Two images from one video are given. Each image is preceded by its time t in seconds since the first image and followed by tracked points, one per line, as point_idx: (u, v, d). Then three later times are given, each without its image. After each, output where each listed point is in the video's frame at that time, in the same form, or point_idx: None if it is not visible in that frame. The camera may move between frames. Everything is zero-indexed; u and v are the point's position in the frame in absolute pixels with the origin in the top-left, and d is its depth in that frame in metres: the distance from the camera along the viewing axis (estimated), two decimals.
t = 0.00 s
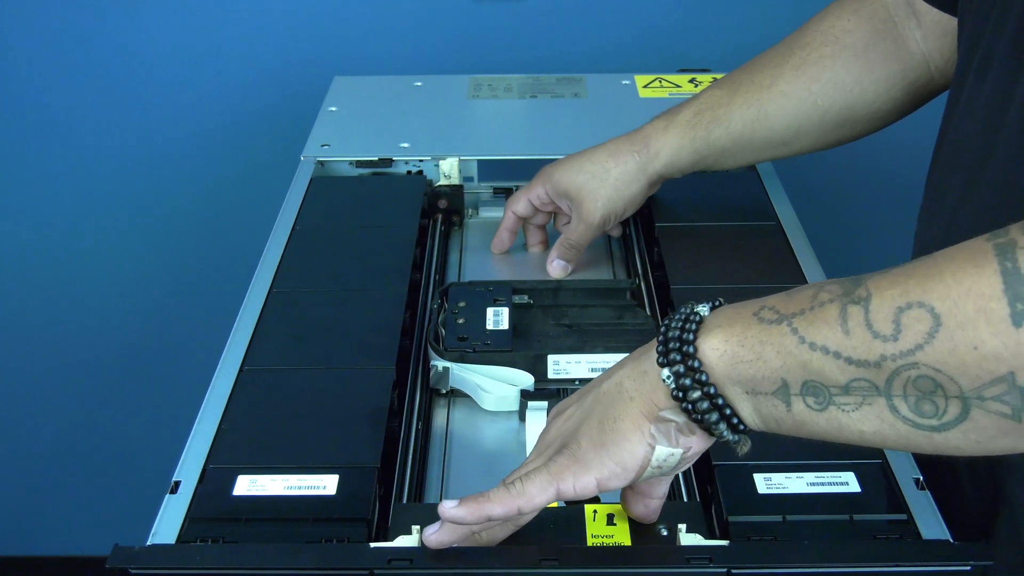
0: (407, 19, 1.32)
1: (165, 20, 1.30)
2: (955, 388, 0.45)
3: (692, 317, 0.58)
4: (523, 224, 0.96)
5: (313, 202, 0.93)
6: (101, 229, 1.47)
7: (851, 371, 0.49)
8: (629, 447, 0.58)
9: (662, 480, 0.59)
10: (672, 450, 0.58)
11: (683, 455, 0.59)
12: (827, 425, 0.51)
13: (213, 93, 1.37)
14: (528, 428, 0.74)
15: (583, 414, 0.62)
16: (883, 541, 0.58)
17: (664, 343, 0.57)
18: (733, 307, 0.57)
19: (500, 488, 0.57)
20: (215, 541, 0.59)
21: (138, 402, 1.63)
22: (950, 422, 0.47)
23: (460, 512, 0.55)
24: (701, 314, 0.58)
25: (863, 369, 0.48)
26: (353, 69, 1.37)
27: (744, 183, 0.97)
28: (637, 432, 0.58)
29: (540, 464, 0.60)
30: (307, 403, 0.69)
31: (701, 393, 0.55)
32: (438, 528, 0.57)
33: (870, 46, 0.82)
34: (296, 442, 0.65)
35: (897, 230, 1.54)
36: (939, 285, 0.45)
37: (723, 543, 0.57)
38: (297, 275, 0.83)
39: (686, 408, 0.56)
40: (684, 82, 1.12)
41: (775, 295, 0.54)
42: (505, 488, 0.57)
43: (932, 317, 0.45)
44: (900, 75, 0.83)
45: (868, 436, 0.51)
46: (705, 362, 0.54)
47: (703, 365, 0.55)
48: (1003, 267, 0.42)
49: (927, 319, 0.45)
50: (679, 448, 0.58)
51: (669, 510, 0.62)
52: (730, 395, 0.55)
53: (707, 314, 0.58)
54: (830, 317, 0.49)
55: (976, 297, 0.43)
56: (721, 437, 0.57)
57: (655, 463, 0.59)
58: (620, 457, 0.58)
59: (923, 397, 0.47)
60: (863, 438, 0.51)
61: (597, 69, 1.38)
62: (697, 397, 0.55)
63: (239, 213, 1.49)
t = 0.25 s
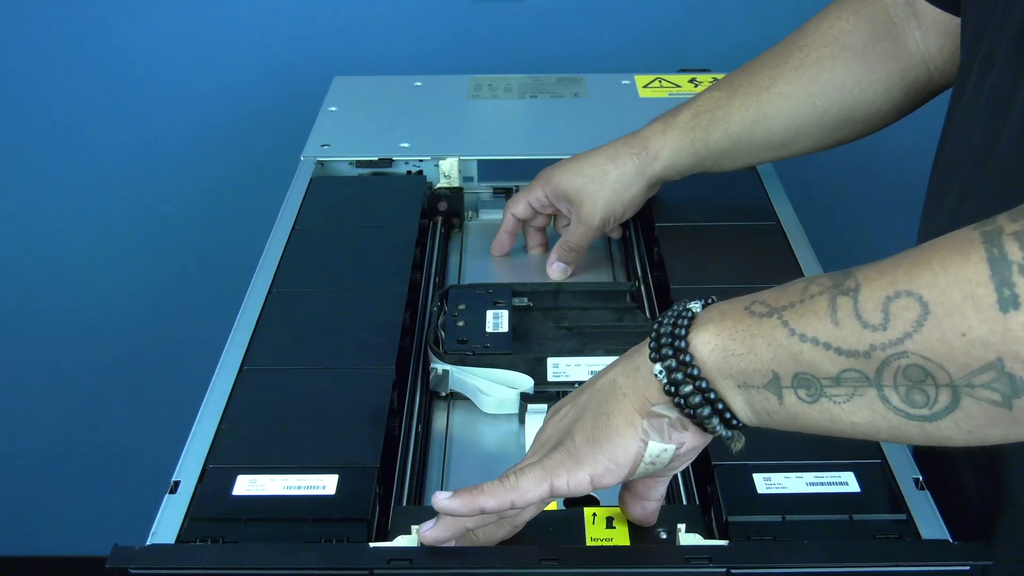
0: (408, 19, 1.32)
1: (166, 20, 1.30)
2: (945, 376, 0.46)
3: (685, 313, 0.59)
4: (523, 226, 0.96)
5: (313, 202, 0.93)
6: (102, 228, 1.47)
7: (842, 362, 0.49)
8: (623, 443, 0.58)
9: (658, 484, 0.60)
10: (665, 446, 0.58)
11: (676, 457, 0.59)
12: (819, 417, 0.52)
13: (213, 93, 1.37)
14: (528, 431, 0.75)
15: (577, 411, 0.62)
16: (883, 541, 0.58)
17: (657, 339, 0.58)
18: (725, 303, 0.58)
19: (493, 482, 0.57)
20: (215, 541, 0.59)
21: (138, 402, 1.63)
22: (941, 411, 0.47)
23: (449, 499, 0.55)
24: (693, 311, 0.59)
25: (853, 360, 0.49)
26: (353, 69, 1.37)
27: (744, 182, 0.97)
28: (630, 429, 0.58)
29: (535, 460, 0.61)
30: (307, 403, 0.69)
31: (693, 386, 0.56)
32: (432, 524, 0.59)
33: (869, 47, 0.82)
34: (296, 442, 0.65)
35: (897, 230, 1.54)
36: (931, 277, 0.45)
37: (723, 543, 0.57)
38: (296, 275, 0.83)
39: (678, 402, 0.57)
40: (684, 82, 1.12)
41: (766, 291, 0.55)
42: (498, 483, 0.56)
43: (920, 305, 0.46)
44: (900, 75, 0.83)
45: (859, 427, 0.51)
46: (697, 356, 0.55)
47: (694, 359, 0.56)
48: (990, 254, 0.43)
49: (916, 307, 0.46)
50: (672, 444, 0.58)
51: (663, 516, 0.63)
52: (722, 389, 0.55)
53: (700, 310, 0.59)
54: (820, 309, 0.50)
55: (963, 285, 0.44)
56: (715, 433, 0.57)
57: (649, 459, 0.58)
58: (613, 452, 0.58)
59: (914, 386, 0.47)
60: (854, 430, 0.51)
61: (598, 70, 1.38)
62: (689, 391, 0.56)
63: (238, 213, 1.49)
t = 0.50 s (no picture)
0: (408, 19, 1.32)
1: (166, 20, 1.30)
2: (926, 355, 0.47)
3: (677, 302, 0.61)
4: (522, 229, 0.96)
5: (313, 202, 0.93)
6: (102, 229, 1.47)
7: (825, 342, 0.50)
8: (612, 428, 0.59)
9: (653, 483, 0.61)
10: (655, 431, 0.59)
11: (665, 454, 0.60)
12: (804, 400, 0.53)
13: (214, 93, 1.37)
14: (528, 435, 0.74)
15: (570, 401, 0.64)
16: (883, 541, 0.58)
17: (648, 325, 0.59)
18: (716, 293, 0.59)
19: (485, 469, 0.58)
20: (215, 541, 0.59)
21: (139, 402, 1.64)
22: (924, 391, 0.48)
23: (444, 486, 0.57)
24: (684, 299, 0.60)
25: (836, 340, 0.50)
26: (353, 69, 1.37)
27: (744, 183, 0.97)
28: (619, 414, 0.59)
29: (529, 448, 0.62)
30: (307, 403, 0.69)
31: (681, 368, 0.57)
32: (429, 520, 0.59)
33: (869, 48, 0.82)
34: (296, 442, 0.65)
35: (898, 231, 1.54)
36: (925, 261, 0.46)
37: (722, 543, 0.57)
38: (296, 275, 0.83)
39: (666, 385, 0.58)
40: (684, 82, 1.12)
41: (756, 280, 0.57)
42: (490, 470, 0.58)
43: (900, 284, 0.47)
44: (900, 75, 0.83)
45: (844, 410, 0.52)
46: (684, 340, 0.57)
47: (682, 343, 0.57)
48: (970, 233, 0.44)
49: (895, 286, 0.47)
50: (661, 429, 0.59)
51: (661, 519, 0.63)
52: (709, 373, 0.57)
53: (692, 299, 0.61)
54: (804, 292, 0.52)
55: (940, 263, 0.45)
56: (704, 421, 0.58)
57: (639, 444, 0.59)
58: (603, 437, 0.59)
59: (896, 366, 0.48)
60: (839, 412, 0.52)
61: (598, 70, 1.38)
62: (676, 373, 0.57)
63: (238, 213, 1.49)
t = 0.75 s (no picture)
0: (408, 19, 1.32)
1: (166, 20, 1.30)
2: (908, 341, 0.48)
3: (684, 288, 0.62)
4: (523, 230, 0.96)
5: (313, 202, 0.93)
6: (101, 229, 1.47)
7: (815, 326, 0.52)
8: (601, 384, 0.62)
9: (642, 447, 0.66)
10: (638, 400, 0.62)
11: (652, 426, 0.64)
12: (797, 381, 0.54)
13: (214, 93, 1.37)
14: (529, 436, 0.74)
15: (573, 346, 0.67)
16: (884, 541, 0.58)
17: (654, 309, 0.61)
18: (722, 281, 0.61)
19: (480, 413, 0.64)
20: (215, 541, 0.59)
21: (139, 402, 1.64)
22: (907, 375, 0.49)
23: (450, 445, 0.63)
24: (691, 285, 0.62)
25: (824, 324, 0.51)
26: (353, 70, 1.37)
27: (745, 183, 0.97)
28: (612, 373, 0.62)
29: (522, 382, 0.66)
30: (307, 403, 0.69)
31: (678, 350, 0.59)
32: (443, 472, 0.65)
33: (869, 49, 0.82)
34: (297, 442, 0.65)
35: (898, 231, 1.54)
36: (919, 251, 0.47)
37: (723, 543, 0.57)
38: (296, 275, 0.83)
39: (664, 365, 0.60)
40: (684, 81, 1.12)
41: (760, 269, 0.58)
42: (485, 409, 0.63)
43: (883, 271, 0.48)
44: (900, 76, 0.83)
45: (834, 391, 0.53)
46: (687, 324, 0.58)
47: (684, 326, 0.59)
48: (950, 224, 0.46)
49: (880, 273, 0.48)
50: (646, 401, 0.62)
51: (662, 520, 0.62)
52: (706, 356, 0.58)
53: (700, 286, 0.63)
54: (798, 278, 0.53)
55: (922, 252, 0.47)
56: (699, 402, 0.60)
57: (621, 405, 0.63)
58: (591, 390, 0.62)
59: (880, 350, 0.50)
60: (830, 393, 0.53)
61: (598, 70, 1.38)
62: (674, 353, 0.59)
63: (238, 214, 1.49)
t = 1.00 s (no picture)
0: (409, 18, 1.32)
1: (165, 20, 1.30)
2: (882, 349, 0.48)
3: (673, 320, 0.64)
4: (524, 232, 0.96)
5: (313, 202, 0.93)
6: (101, 228, 1.47)
7: (792, 343, 0.52)
8: (591, 413, 0.63)
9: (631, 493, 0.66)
10: (629, 427, 0.62)
11: (643, 464, 0.64)
12: (783, 399, 0.54)
13: (214, 93, 1.37)
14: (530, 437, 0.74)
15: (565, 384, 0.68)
16: (884, 541, 0.58)
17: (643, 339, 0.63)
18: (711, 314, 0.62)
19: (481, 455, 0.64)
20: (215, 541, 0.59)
21: (139, 401, 1.64)
22: (886, 384, 0.49)
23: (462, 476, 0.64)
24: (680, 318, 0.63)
25: (801, 340, 0.51)
26: (353, 69, 1.37)
27: (745, 182, 0.97)
28: (602, 402, 0.63)
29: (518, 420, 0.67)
30: (306, 403, 0.69)
31: (663, 374, 0.59)
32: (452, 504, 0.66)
33: (870, 49, 0.82)
34: (297, 442, 0.65)
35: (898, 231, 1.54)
36: (892, 258, 0.47)
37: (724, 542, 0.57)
38: (296, 275, 0.83)
39: (652, 389, 0.60)
40: (685, 82, 1.12)
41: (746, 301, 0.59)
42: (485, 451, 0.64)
43: (853, 283, 0.49)
44: (900, 77, 0.83)
45: (819, 407, 0.53)
46: (672, 349, 0.60)
47: (669, 351, 0.60)
48: (914, 232, 0.47)
49: (849, 285, 0.49)
50: (636, 427, 0.62)
51: (661, 522, 0.61)
52: (692, 378, 0.59)
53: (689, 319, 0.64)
54: (775, 299, 0.54)
55: (886, 260, 0.47)
56: (691, 431, 0.60)
57: (614, 435, 0.63)
58: (582, 422, 0.63)
59: (858, 361, 0.49)
60: (815, 409, 0.53)
61: (598, 69, 1.38)
62: (660, 377, 0.59)
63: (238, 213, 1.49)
